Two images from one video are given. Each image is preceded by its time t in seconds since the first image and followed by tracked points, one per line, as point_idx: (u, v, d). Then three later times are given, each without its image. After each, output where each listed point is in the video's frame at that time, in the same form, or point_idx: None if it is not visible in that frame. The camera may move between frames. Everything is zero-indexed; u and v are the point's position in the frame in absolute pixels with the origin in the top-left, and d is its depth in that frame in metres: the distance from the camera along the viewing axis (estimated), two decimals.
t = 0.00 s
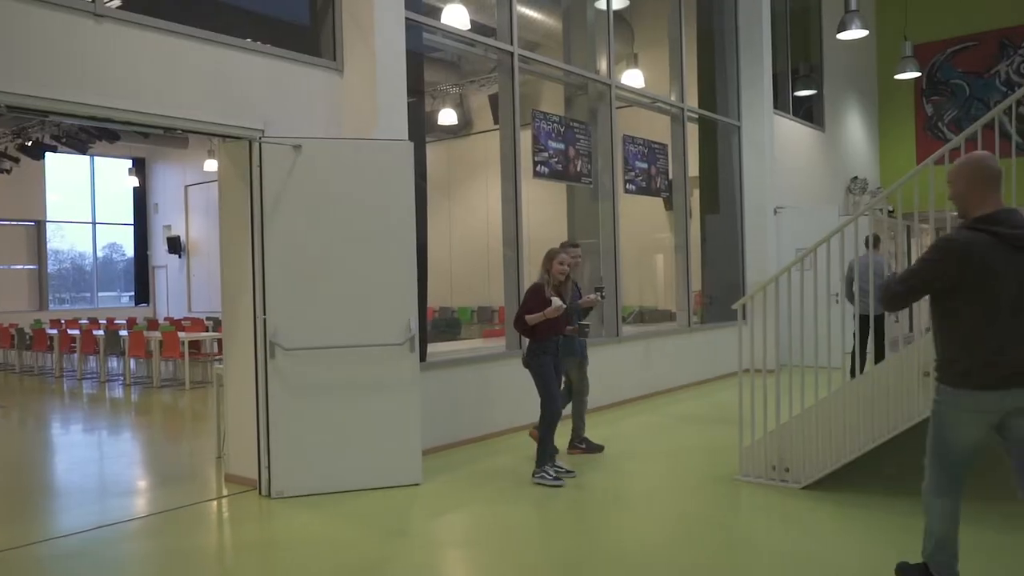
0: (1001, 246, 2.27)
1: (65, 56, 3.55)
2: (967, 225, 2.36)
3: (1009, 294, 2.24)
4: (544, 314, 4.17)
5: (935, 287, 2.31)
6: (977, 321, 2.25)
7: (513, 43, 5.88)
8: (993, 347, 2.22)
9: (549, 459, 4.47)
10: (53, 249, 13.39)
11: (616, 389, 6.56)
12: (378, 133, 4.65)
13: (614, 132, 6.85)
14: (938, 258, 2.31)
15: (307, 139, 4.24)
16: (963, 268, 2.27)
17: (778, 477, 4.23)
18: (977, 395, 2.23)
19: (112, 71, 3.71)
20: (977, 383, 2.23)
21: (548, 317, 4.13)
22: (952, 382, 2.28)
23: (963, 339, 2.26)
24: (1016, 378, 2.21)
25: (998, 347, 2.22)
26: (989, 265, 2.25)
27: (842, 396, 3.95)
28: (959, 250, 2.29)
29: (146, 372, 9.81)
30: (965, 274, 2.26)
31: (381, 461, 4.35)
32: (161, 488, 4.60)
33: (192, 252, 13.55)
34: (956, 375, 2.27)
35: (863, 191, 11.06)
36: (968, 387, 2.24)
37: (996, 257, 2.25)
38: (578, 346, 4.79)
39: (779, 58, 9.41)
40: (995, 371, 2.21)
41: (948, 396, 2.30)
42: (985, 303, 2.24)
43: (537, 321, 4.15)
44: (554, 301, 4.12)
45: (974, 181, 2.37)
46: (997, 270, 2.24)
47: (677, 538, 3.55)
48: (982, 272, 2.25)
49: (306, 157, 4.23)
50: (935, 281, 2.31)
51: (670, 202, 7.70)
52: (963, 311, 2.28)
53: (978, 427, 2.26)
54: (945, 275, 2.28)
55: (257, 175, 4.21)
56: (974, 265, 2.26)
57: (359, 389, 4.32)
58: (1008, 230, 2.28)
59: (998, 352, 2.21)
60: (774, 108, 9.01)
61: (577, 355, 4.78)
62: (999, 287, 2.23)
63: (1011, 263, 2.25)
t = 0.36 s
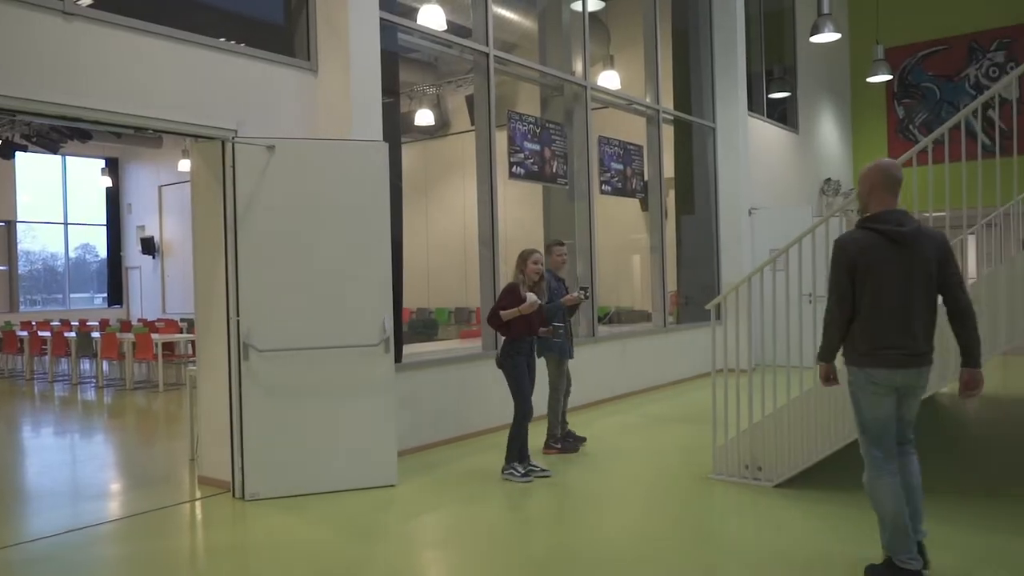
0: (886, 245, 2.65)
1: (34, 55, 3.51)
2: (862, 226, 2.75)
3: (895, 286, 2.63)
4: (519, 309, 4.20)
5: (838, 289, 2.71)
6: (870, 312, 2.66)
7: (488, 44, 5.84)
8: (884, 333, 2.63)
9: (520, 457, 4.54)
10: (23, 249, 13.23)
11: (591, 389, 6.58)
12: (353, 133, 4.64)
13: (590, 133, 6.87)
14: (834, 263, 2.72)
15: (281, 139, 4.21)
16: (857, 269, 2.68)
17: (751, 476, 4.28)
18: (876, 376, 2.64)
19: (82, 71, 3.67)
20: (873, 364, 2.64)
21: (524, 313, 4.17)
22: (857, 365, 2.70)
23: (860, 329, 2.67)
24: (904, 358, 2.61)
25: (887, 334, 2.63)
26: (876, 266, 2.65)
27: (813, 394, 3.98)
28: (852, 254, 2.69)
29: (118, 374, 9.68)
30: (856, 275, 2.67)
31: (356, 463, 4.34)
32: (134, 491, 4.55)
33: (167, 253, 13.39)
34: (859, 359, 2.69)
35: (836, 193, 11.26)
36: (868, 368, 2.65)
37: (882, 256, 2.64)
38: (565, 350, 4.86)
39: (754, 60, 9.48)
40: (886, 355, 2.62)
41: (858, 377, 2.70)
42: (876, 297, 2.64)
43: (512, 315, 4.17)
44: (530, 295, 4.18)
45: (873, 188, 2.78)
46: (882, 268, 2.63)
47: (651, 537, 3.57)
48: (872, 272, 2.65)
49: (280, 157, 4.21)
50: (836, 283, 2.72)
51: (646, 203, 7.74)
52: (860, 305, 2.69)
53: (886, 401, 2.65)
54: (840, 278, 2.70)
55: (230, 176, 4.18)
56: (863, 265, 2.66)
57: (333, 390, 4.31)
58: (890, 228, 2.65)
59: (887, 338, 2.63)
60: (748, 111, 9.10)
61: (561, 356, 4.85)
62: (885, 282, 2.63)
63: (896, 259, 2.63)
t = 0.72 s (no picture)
0: (834, 249, 2.97)
1: (4, 54, 3.46)
2: (808, 230, 3.03)
3: (841, 287, 2.95)
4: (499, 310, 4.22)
5: (793, 289, 2.93)
6: (822, 310, 2.94)
7: (466, 45, 5.85)
8: (833, 329, 2.93)
9: (496, 457, 4.56)
10: None
11: (569, 390, 6.59)
12: (328, 134, 4.61)
13: (568, 133, 6.90)
14: (792, 263, 2.94)
15: (256, 139, 4.19)
16: (810, 271, 2.94)
17: (727, 475, 4.31)
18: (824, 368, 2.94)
19: (54, 70, 3.63)
20: (823, 358, 2.94)
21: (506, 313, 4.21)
22: (804, 359, 2.97)
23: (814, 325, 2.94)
24: (844, 352, 2.95)
25: (836, 330, 2.93)
26: (827, 268, 2.94)
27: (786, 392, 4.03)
28: (807, 256, 2.94)
29: (93, 377, 9.56)
30: (813, 275, 2.93)
31: (333, 464, 4.32)
32: (108, 495, 4.50)
33: (142, 253, 13.26)
34: (808, 354, 2.96)
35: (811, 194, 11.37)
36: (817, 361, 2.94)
37: (832, 259, 2.95)
38: (551, 346, 4.89)
39: (730, 63, 9.55)
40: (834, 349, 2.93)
41: (803, 370, 2.99)
42: (826, 297, 2.94)
43: (491, 317, 4.18)
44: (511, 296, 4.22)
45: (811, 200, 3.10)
46: (833, 269, 2.94)
47: (628, 537, 3.59)
48: (825, 273, 2.94)
49: (255, 157, 4.18)
50: (794, 282, 2.93)
51: (624, 204, 7.77)
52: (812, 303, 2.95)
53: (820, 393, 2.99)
54: (801, 275, 2.93)
55: (205, 176, 4.14)
56: (817, 266, 2.94)
57: (309, 392, 4.29)
58: (838, 234, 2.98)
59: (836, 334, 2.93)
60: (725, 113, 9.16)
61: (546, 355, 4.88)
62: (835, 283, 2.94)
63: (841, 263, 2.97)
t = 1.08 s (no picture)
0: (787, 252, 3.26)
1: None
2: (762, 235, 3.31)
3: (794, 288, 3.26)
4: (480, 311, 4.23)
5: (752, 294, 3.20)
6: (778, 309, 3.23)
7: (446, 46, 5.83)
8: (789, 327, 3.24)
9: (477, 458, 4.55)
10: None
11: (551, 390, 6.61)
12: (308, 134, 4.59)
13: (548, 134, 6.91)
14: (753, 267, 3.21)
15: (234, 139, 4.16)
16: (768, 273, 3.22)
17: (706, 474, 4.32)
18: (780, 363, 3.24)
19: (29, 69, 3.59)
20: (780, 352, 3.24)
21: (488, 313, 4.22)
22: (762, 355, 3.26)
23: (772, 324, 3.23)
24: (798, 347, 3.25)
25: (790, 326, 3.24)
26: (784, 271, 3.24)
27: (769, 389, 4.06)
28: (766, 260, 3.21)
29: (71, 378, 9.47)
30: (771, 277, 3.21)
31: (312, 465, 4.31)
32: (85, 497, 4.46)
33: (121, 254, 13.15)
34: (766, 349, 3.25)
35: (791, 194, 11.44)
36: (774, 356, 3.23)
37: (786, 261, 3.25)
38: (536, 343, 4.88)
39: (711, 64, 9.61)
40: (790, 345, 3.23)
41: (760, 364, 3.28)
42: (780, 297, 3.23)
43: (474, 318, 4.19)
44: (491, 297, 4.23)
45: (761, 207, 3.38)
46: (787, 271, 3.23)
47: (607, 536, 3.60)
48: (780, 275, 3.23)
49: (234, 157, 4.15)
50: (754, 286, 3.20)
51: (605, 204, 7.79)
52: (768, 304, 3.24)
53: (774, 384, 3.28)
54: (761, 278, 3.20)
55: (183, 176, 4.12)
56: (773, 269, 3.22)
57: (289, 393, 4.27)
58: (790, 238, 3.28)
59: (790, 331, 3.24)
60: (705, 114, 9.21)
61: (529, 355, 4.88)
62: (789, 284, 3.25)
63: (793, 264, 3.26)
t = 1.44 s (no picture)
0: (732, 253, 3.44)
1: None
2: (709, 239, 3.50)
3: (740, 288, 3.42)
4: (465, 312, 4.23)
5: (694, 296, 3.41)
6: (724, 309, 3.41)
7: (429, 47, 5.83)
8: (734, 326, 3.40)
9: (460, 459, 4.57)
10: None
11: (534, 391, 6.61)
12: (289, 134, 4.57)
13: (531, 134, 6.92)
14: (696, 270, 3.40)
15: (215, 140, 4.15)
16: (713, 275, 3.40)
17: (687, 473, 4.34)
18: (729, 360, 3.40)
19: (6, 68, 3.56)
20: (727, 350, 3.40)
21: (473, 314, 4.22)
22: (712, 353, 3.43)
23: (716, 324, 3.41)
24: (747, 344, 3.41)
25: (735, 325, 3.40)
26: (728, 273, 3.41)
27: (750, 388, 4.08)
28: (709, 263, 3.40)
29: (51, 380, 9.38)
30: (715, 278, 3.40)
31: (294, 467, 4.29)
32: (64, 500, 4.42)
33: (102, 254, 13.03)
34: (715, 348, 3.42)
35: (773, 196, 11.51)
36: (724, 353, 3.40)
37: (731, 263, 3.42)
38: (525, 345, 4.87)
39: (692, 65, 9.65)
40: (736, 343, 3.38)
41: (713, 363, 3.44)
42: (726, 297, 3.41)
43: (459, 318, 4.19)
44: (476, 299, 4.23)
45: (708, 211, 3.56)
46: (733, 272, 3.41)
47: (588, 535, 3.62)
48: (725, 276, 3.41)
49: (213, 158, 4.13)
50: (696, 288, 3.40)
51: (588, 205, 7.81)
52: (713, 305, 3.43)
53: (731, 381, 3.43)
54: (705, 280, 3.39)
55: (162, 176, 4.09)
56: (718, 271, 3.41)
57: (270, 394, 4.25)
58: (734, 240, 3.45)
59: (737, 329, 3.40)
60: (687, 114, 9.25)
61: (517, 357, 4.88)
62: (735, 284, 3.42)
63: (738, 265, 3.44)
